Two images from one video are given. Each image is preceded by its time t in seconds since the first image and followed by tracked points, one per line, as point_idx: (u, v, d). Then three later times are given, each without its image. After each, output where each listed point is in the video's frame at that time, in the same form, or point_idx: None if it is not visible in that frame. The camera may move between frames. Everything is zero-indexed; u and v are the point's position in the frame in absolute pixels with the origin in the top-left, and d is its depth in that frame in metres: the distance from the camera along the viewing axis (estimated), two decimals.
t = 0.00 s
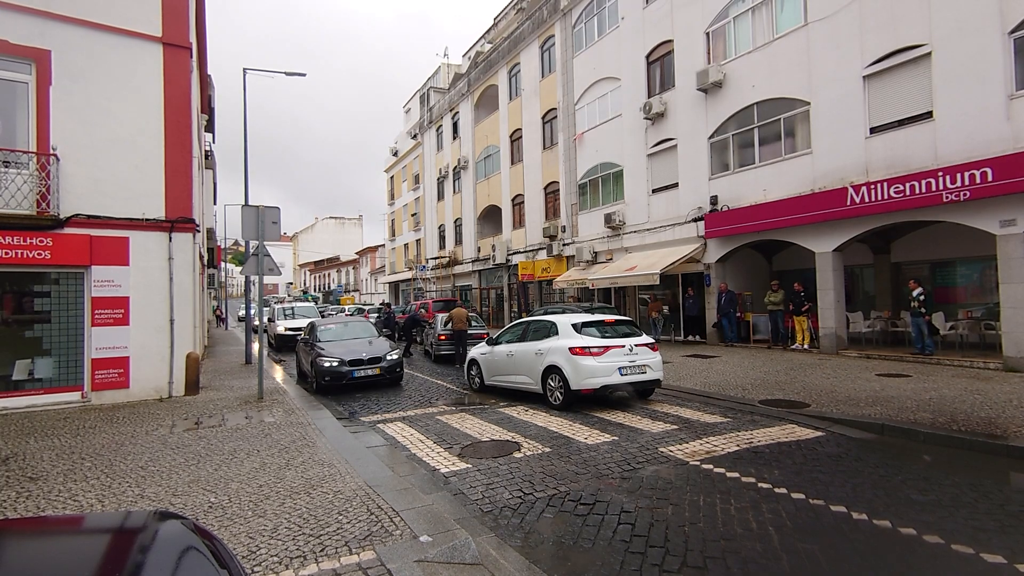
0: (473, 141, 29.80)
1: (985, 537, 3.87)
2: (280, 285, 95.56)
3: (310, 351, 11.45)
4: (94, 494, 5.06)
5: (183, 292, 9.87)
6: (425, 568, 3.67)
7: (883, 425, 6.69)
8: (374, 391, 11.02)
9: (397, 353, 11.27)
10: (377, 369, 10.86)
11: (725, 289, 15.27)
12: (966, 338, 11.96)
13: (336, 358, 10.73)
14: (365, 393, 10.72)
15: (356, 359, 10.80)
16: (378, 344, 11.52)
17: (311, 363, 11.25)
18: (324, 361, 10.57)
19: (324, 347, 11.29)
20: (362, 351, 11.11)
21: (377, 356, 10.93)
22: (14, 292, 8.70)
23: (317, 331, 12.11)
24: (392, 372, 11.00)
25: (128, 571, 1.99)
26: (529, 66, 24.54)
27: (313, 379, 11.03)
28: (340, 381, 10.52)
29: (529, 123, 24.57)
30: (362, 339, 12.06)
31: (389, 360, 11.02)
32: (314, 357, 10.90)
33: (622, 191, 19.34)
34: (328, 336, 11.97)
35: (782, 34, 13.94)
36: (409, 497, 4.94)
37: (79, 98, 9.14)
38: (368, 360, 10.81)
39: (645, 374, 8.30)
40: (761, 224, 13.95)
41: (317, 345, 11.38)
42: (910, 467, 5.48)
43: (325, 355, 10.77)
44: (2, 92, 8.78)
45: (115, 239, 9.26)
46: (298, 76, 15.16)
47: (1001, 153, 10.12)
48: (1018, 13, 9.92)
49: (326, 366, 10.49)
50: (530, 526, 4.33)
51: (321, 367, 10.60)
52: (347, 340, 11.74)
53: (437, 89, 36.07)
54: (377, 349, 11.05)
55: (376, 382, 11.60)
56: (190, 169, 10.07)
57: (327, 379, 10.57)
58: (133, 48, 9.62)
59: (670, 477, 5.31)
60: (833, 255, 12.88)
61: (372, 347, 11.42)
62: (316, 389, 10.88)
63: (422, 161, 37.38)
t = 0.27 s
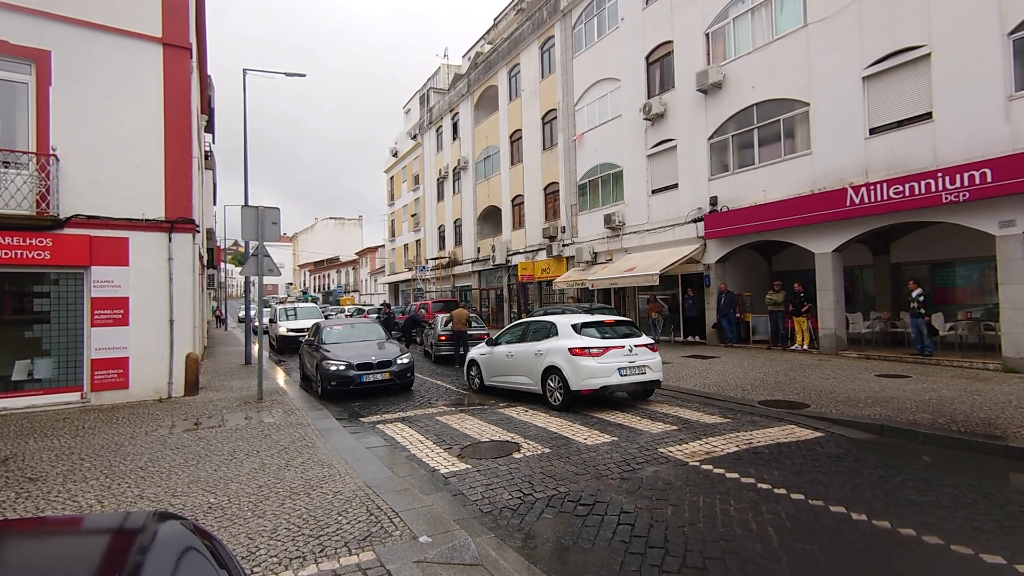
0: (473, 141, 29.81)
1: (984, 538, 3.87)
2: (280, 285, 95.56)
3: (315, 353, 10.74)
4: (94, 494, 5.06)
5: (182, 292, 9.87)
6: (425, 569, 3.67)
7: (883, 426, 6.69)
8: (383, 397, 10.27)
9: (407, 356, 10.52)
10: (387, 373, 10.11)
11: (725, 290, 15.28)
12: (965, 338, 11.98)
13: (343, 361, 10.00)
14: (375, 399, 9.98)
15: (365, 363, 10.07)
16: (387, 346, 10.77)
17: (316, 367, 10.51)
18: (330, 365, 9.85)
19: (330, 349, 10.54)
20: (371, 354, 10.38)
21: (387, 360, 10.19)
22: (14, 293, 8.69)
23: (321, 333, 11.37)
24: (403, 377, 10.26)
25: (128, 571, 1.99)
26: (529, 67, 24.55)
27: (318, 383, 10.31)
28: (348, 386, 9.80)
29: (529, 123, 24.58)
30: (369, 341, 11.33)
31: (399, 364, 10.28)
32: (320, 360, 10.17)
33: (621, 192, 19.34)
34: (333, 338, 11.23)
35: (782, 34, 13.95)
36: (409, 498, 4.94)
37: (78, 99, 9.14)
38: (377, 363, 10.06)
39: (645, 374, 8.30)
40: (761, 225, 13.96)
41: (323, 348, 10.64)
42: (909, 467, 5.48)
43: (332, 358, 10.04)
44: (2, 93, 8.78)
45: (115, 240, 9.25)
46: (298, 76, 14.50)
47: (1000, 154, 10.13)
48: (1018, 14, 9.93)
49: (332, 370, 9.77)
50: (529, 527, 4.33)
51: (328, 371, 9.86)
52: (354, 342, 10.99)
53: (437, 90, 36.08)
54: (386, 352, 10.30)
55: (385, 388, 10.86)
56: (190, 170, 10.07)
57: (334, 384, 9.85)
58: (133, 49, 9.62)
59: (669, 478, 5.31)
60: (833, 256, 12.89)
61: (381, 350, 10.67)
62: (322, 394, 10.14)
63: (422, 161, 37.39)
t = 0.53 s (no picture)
0: (473, 141, 29.82)
1: (984, 538, 3.87)
2: (280, 286, 95.61)
3: (322, 357, 10.07)
4: (93, 495, 5.06)
5: (182, 292, 9.87)
6: (425, 569, 3.68)
7: (883, 426, 6.69)
8: (396, 405, 9.58)
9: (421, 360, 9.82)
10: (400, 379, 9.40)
11: (725, 290, 15.28)
12: (965, 339, 12.00)
13: (352, 366, 9.31)
14: (386, 407, 9.29)
15: (375, 368, 9.37)
16: (399, 350, 10.06)
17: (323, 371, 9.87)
18: (338, 370, 9.18)
19: (338, 352, 9.87)
20: (382, 357, 9.70)
21: (400, 364, 9.50)
22: (14, 293, 8.69)
23: (329, 335, 10.70)
24: (416, 383, 9.56)
25: (128, 571, 1.99)
26: (529, 67, 24.56)
27: (326, 389, 9.64)
28: (358, 393, 9.13)
29: (529, 124, 24.58)
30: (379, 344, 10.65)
31: (413, 369, 9.59)
32: (328, 364, 9.52)
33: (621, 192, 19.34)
34: (341, 340, 10.55)
35: (782, 35, 13.96)
36: (409, 498, 4.94)
37: (78, 99, 9.14)
38: (389, 368, 9.38)
39: (645, 375, 8.30)
40: (761, 225, 13.95)
41: (330, 351, 9.97)
42: (909, 468, 5.48)
43: (341, 362, 9.37)
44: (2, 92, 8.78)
45: (114, 240, 9.25)
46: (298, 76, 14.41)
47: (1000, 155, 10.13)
48: (1017, 15, 9.94)
49: (341, 376, 9.09)
50: (529, 527, 4.33)
51: (336, 376, 9.21)
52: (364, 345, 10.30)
53: (437, 90, 36.08)
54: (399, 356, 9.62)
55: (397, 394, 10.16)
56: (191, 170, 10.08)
57: (343, 390, 9.18)
58: (133, 49, 9.62)
59: (669, 478, 5.31)
60: (833, 256, 12.89)
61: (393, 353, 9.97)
62: (330, 400, 9.50)
63: (422, 162, 37.40)
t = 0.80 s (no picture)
0: (473, 141, 29.82)
1: (984, 538, 3.87)
2: (280, 285, 95.66)
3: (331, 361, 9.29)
4: (93, 494, 5.06)
5: (182, 292, 9.87)
6: (425, 569, 3.68)
7: (882, 426, 6.69)
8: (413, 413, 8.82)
9: (440, 366, 9.01)
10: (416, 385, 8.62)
11: (725, 290, 15.28)
12: (965, 339, 12.02)
13: (365, 373, 8.51)
14: (402, 417, 8.52)
15: (391, 375, 8.56)
16: (415, 354, 9.25)
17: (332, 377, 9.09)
18: (350, 378, 8.41)
19: (349, 357, 9.08)
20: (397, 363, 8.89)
21: (417, 371, 8.70)
22: (14, 293, 8.69)
23: (338, 337, 9.90)
24: (435, 391, 8.76)
25: (127, 571, 1.99)
26: (529, 67, 24.57)
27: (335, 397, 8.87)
28: (371, 402, 8.36)
29: (529, 124, 24.59)
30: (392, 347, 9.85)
31: (431, 376, 8.79)
32: (337, 371, 8.75)
33: (621, 192, 19.35)
34: (351, 343, 9.75)
35: (782, 35, 13.96)
36: (408, 498, 4.94)
37: (78, 99, 9.14)
38: (405, 375, 8.59)
39: (645, 375, 8.30)
40: (762, 225, 13.94)
41: (340, 356, 9.19)
42: (909, 468, 5.47)
43: (352, 368, 8.58)
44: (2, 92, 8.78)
45: (114, 240, 9.25)
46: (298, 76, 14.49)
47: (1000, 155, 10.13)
48: (1018, 15, 9.94)
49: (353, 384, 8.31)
50: (529, 527, 4.33)
51: (348, 384, 8.43)
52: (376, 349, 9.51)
53: (437, 90, 36.09)
54: (415, 362, 8.83)
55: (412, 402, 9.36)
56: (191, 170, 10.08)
57: (355, 399, 8.41)
58: (133, 48, 9.62)
59: (669, 478, 5.31)
60: (833, 257, 12.89)
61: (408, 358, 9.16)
62: (340, 409, 8.73)
63: (422, 161, 37.41)
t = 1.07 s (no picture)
0: (473, 141, 29.82)
1: (984, 539, 3.87)
2: (280, 285, 95.68)
3: (344, 364, 8.60)
4: (93, 494, 5.06)
5: (182, 292, 9.87)
6: (425, 569, 3.68)
7: (883, 426, 6.69)
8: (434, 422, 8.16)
9: (463, 372, 8.35)
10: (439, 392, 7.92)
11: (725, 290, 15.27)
12: (966, 339, 12.03)
13: (384, 379, 7.84)
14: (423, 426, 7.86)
15: (412, 381, 7.90)
16: (436, 358, 8.57)
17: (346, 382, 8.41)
18: (368, 384, 7.76)
19: (365, 361, 8.41)
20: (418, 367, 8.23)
21: (440, 378, 8.04)
22: (14, 292, 8.69)
23: (351, 339, 9.20)
24: (458, 399, 8.11)
25: (127, 571, 1.99)
26: (529, 67, 24.57)
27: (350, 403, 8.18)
28: (391, 411, 7.71)
29: (529, 123, 24.59)
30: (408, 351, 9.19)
31: (455, 382, 8.13)
32: (352, 376, 8.08)
33: (621, 192, 19.35)
34: (365, 346, 9.06)
35: (782, 35, 13.96)
36: (409, 498, 4.94)
37: (79, 98, 9.14)
38: (428, 382, 7.93)
39: (645, 375, 8.30)
40: (762, 225, 13.93)
41: (354, 360, 8.53)
42: (909, 468, 5.47)
43: (370, 373, 7.90)
44: (2, 91, 8.78)
45: (115, 239, 9.25)
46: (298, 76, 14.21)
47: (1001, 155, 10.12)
48: (1018, 14, 9.93)
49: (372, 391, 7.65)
50: (529, 527, 4.33)
51: (365, 391, 7.77)
52: (392, 353, 8.81)
53: (437, 89, 36.08)
54: (438, 367, 8.16)
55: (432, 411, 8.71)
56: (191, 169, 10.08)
57: (373, 407, 7.75)
58: (134, 48, 9.62)
59: (669, 478, 5.31)
60: (834, 256, 12.88)
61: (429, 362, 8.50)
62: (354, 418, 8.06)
63: (422, 161, 37.42)
